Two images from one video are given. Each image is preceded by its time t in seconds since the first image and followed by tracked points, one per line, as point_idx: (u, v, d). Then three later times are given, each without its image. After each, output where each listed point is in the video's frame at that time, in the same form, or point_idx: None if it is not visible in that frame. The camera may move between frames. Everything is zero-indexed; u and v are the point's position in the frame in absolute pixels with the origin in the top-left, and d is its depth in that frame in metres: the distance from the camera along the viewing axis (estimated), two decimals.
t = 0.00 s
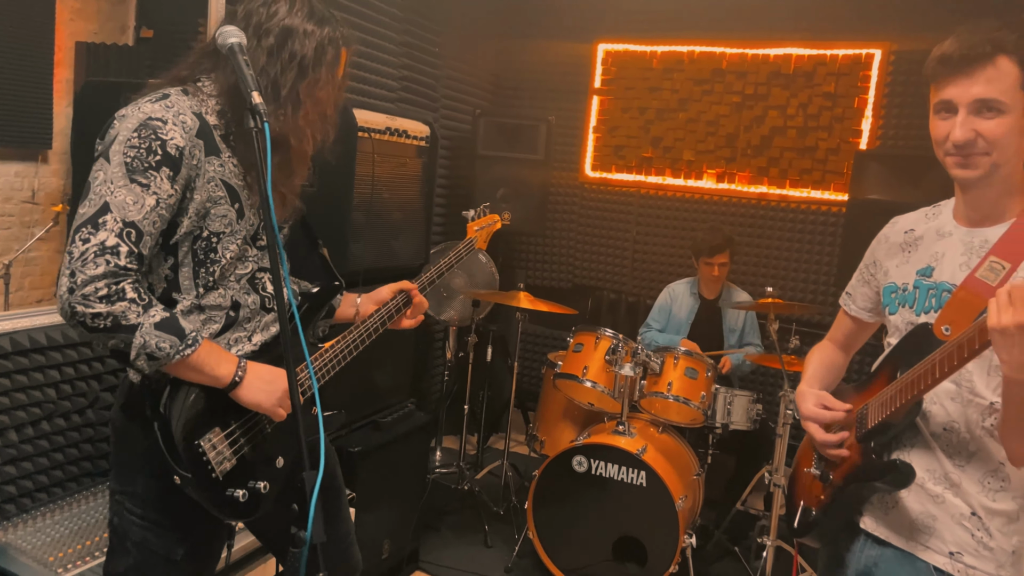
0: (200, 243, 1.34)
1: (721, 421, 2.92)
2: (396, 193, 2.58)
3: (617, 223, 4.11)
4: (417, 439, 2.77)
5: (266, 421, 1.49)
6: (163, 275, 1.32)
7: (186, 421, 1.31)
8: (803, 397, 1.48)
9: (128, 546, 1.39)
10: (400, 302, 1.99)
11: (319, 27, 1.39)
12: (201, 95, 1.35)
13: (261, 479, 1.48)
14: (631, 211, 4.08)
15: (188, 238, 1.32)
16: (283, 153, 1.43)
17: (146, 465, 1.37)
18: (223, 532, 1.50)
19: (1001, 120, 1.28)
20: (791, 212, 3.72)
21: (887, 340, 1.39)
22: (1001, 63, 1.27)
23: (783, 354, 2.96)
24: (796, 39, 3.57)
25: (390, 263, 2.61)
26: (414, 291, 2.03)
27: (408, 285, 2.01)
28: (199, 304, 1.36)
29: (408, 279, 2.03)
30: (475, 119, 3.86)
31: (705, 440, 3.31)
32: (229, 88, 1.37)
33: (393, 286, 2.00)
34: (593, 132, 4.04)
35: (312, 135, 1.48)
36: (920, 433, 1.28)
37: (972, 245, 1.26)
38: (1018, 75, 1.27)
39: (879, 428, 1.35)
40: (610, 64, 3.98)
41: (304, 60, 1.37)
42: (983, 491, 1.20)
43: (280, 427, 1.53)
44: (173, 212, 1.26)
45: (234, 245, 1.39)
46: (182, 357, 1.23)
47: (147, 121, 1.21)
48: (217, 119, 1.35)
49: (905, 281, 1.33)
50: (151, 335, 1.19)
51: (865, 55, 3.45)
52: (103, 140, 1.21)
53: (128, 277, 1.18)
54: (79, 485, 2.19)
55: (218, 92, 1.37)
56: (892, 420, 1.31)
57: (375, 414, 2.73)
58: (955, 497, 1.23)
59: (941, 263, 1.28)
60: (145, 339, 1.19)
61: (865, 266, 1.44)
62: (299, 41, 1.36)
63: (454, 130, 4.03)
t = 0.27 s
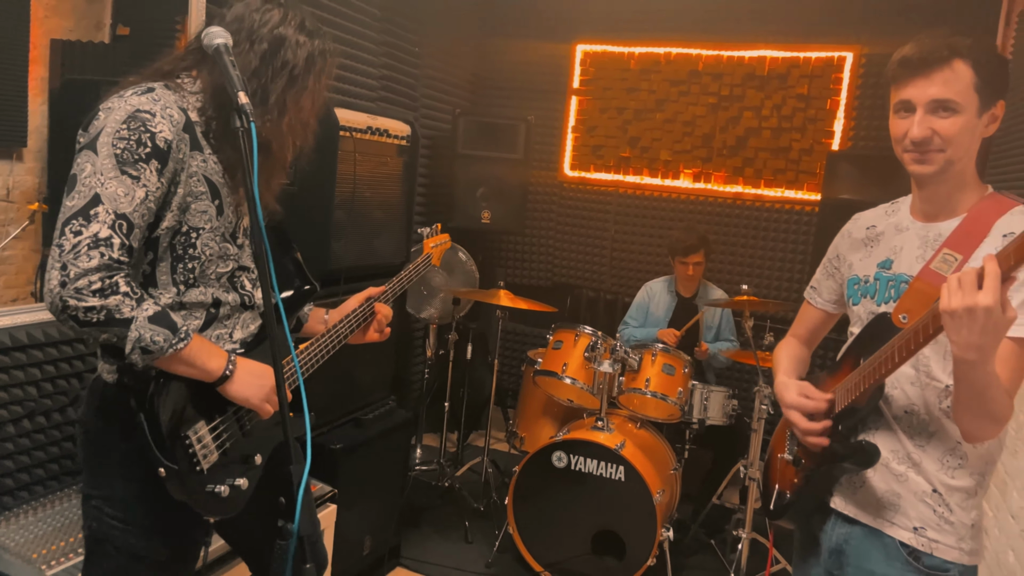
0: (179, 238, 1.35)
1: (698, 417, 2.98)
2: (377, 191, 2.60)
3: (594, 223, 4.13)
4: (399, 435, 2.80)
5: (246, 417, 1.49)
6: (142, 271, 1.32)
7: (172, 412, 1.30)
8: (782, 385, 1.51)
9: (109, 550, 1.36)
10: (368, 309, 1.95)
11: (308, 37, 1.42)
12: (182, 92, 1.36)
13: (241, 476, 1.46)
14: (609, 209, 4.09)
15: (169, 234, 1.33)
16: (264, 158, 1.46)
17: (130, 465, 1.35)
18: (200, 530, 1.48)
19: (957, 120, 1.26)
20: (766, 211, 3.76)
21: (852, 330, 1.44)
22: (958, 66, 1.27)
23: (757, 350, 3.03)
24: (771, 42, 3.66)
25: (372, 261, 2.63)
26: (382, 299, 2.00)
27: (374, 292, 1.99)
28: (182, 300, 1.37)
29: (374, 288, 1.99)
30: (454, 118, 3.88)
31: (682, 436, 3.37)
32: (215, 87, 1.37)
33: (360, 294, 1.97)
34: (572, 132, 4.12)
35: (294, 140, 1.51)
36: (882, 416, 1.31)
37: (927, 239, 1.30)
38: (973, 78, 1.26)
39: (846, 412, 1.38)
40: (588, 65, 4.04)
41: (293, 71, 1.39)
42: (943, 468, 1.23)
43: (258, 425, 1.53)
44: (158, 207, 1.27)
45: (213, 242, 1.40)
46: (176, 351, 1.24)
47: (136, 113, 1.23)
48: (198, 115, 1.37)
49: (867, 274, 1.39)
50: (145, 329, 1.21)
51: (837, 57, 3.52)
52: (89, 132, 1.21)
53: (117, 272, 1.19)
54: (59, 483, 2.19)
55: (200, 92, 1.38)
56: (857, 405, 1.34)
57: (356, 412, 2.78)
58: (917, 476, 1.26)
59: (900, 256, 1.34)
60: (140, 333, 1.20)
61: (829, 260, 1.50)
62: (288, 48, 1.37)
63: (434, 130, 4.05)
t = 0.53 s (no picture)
0: (151, 242, 1.33)
1: (678, 416, 3.02)
2: (361, 190, 2.61)
3: (577, 222, 4.14)
4: (381, 434, 2.80)
5: (222, 413, 1.47)
6: (113, 274, 1.31)
7: (143, 406, 1.29)
8: (756, 382, 1.55)
9: (86, 545, 1.35)
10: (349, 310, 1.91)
11: (297, 27, 1.44)
12: (161, 92, 1.33)
13: (212, 472, 1.46)
14: (592, 208, 4.11)
15: (141, 238, 1.32)
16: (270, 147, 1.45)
17: (108, 460, 1.35)
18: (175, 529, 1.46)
19: (922, 129, 1.28)
20: (745, 211, 3.79)
21: (826, 328, 1.48)
22: (921, 77, 1.29)
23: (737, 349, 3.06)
24: (750, 44, 3.72)
25: (355, 260, 2.64)
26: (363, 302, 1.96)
27: (356, 294, 1.95)
28: (156, 303, 1.35)
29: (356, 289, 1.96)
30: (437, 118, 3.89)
31: (663, 434, 3.40)
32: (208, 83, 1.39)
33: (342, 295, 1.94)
34: (554, 133, 4.17)
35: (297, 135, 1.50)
36: (856, 409, 1.35)
37: (897, 240, 1.34)
38: (937, 89, 1.28)
39: (819, 404, 1.41)
40: (571, 65, 4.09)
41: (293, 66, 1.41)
42: (912, 458, 1.27)
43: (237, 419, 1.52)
44: (127, 210, 1.26)
45: (188, 245, 1.37)
46: (145, 348, 1.23)
47: (105, 117, 1.21)
48: (174, 117, 1.33)
49: (839, 274, 1.43)
50: (112, 329, 1.19)
51: (815, 60, 3.59)
52: (57, 137, 1.20)
53: (83, 275, 1.18)
54: (40, 482, 2.17)
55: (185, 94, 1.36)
56: (830, 398, 1.38)
57: (340, 410, 2.78)
58: (888, 466, 1.29)
59: (870, 257, 1.37)
60: (107, 333, 1.18)
61: (803, 262, 1.54)
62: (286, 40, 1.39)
63: (417, 129, 4.05)
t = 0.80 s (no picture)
0: (142, 250, 1.34)
1: (665, 415, 3.04)
2: (349, 190, 2.61)
3: (564, 223, 4.16)
4: (370, 434, 2.81)
5: (218, 412, 1.47)
6: (106, 282, 1.32)
7: (133, 408, 1.32)
8: (736, 380, 1.59)
9: (79, 535, 1.34)
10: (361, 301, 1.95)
11: (285, 22, 1.41)
12: (146, 101, 1.33)
13: (208, 470, 1.46)
14: (576, 211, 4.15)
15: (131, 247, 1.32)
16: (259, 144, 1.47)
17: (102, 454, 1.34)
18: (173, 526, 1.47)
19: (904, 126, 1.30)
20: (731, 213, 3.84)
21: (806, 328, 1.50)
22: (907, 76, 1.30)
23: (723, 350, 3.08)
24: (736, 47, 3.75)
25: (344, 261, 2.64)
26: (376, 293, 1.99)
27: (370, 285, 1.98)
28: (149, 307, 1.35)
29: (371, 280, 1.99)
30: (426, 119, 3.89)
31: (649, 433, 3.43)
32: (199, 85, 1.38)
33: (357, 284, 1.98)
34: (541, 134, 4.18)
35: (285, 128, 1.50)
36: (841, 408, 1.37)
37: (874, 240, 1.36)
38: (920, 89, 1.29)
39: (806, 402, 1.43)
40: (558, 68, 4.08)
41: (281, 59, 1.40)
42: (898, 453, 1.29)
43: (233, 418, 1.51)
44: (111, 223, 1.26)
45: (180, 254, 1.38)
46: (130, 356, 1.23)
47: (81, 133, 1.20)
48: (159, 125, 1.32)
49: (819, 275, 1.45)
50: (94, 339, 1.19)
51: (799, 64, 3.62)
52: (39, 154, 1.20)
53: (66, 287, 1.18)
54: (27, 482, 2.14)
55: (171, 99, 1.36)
56: (815, 397, 1.40)
57: (329, 411, 2.77)
58: (875, 461, 1.31)
59: (849, 257, 1.39)
60: (89, 344, 1.19)
61: (781, 262, 1.57)
62: (273, 34, 1.37)
63: (404, 129, 4.05)
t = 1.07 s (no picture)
0: (148, 263, 1.35)
1: (657, 416, 3.05)
2: (343, 191, 2.62)
3: (557, 224, 4.17)
4: (362, 435, 2.81)
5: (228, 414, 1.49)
6: (116, 291, 1.34)
7: (144, 411, 1.33)
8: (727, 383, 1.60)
9: (91, 531, 1.36)
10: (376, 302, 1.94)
11: (281, 30, 1.40)
12: (146, 116, 1.33)
13: (219, 470, 1.48)
14: (570, 211, 4.15)
15: (137, 259, 1.34)
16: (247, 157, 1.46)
17: (112, 453, 1.36)
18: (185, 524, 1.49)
19: (893, 133, 1.30)
20: (722, 215, 3.83)
21: (795, 332, 1.53)
22: (896, 83, 1.31)
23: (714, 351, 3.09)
24: (729, 50, 3.77)
25: (337, 262, 2.64)
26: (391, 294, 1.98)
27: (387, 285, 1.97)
28: (158, 313, 1.38)
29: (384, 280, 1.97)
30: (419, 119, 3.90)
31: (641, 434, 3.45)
32: (193, 90, 1.36)
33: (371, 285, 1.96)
34: (534, 136, 4.19)
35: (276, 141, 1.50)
36: (832, 410, 1.38)
37: (864, 245, 1.38)
38: (909, 96, 1.30)
39: (797, 405, 1.44)
40: (551, 69, 4.11)
41: (269, 69, 1.38)
42: (888, 455, 1.30)
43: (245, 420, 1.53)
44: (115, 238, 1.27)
45: (186, 267, 1.40)
46: (135, 365, 1.23)
47: (82, 152, 1.20)
48: (160, 139, 1.33)
49: (808, 280, 1.47)
50: (98, 351, 1.19)
51: (791, 67, 3.64)
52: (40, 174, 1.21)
53: (70, 301, 1.18)
54: (19, 482, 2.12)
55: (170, 112, 1.36)
56: (806, 399, 1.41)
57: (322, 411, 2.77)
58: (866, 462, 1.32)
59: (839, 262, 1.41)
60: (93, 356, 1.19)
61: (771, 266, 1.59)
62: (265, 45, 1.36)
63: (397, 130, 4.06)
